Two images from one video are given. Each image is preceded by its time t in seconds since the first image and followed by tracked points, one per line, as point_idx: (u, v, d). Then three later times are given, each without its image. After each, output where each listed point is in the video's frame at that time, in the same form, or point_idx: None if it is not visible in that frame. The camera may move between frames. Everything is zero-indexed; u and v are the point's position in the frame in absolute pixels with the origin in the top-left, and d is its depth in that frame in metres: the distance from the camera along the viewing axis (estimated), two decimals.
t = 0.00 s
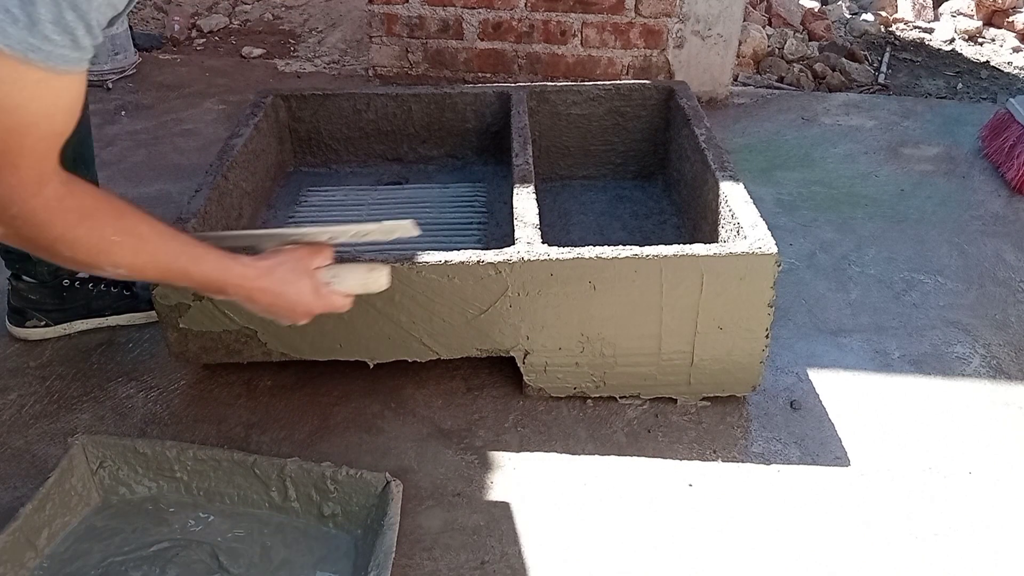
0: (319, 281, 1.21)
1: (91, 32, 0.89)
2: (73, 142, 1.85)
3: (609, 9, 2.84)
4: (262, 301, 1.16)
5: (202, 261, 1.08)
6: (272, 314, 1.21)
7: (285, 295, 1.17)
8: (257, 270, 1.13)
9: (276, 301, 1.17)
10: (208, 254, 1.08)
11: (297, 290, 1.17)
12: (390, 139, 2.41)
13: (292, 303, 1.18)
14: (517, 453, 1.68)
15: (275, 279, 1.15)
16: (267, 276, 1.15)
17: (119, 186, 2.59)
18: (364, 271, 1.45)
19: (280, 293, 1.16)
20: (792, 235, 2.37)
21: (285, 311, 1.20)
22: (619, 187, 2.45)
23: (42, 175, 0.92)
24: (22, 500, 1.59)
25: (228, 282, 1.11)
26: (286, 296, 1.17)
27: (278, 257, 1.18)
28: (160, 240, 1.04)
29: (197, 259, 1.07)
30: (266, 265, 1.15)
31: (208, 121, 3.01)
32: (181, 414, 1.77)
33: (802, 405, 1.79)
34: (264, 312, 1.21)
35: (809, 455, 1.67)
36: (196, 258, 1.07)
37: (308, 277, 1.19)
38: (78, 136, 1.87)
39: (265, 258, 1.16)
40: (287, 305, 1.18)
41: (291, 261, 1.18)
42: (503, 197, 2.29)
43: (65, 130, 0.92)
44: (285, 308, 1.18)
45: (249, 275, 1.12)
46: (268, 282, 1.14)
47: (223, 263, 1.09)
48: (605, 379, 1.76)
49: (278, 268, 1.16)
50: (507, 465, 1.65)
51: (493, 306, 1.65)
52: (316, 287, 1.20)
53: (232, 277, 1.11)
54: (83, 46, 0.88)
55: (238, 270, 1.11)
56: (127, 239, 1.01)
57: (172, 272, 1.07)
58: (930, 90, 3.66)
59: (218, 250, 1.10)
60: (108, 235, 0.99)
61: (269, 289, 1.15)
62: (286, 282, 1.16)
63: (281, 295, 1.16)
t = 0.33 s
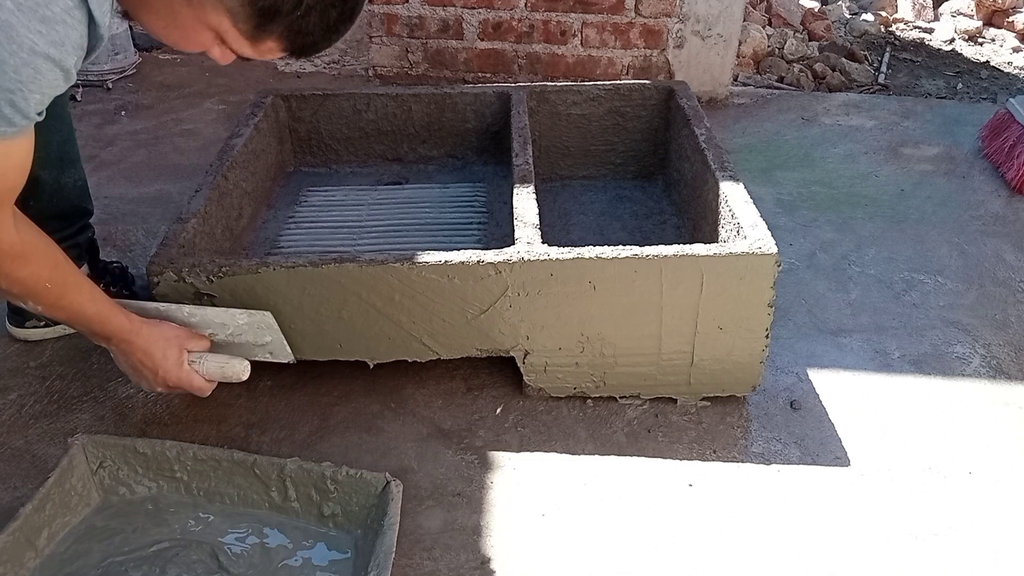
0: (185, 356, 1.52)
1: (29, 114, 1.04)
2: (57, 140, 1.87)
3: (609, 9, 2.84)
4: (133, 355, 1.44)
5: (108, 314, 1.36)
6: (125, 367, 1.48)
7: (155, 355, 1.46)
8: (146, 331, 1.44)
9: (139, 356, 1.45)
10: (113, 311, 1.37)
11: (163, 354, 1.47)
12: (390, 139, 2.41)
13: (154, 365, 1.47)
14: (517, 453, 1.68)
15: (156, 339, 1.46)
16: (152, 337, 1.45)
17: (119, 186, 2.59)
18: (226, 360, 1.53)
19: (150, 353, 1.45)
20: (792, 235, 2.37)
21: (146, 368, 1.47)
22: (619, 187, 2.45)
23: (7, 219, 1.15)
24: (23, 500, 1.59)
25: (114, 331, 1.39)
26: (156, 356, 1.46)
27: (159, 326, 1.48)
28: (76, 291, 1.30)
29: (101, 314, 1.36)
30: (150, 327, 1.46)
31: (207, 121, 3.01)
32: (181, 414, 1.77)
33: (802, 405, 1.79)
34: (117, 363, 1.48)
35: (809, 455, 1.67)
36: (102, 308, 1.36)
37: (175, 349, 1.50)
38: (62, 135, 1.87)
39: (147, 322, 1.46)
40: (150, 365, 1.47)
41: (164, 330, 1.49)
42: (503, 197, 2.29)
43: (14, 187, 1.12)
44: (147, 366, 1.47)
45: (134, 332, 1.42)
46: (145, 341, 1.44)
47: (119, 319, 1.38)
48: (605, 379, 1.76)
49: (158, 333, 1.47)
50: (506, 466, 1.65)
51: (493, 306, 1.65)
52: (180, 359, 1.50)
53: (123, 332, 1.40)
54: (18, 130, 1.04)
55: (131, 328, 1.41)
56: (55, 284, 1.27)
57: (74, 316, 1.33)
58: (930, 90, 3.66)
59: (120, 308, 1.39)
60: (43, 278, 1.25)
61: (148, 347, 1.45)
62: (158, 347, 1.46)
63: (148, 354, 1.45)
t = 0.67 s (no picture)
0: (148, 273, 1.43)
1: None
2: (54, 139, 1.87)
3: (609, 9, 2.84)
4: (92, 277, 1.38)
5: (40, 238, 1.32)
6: (95, 297, 1.43)
7: (113, 273, 1.39)
8: (94, 248, 1.37)
9: (97, 278, 1.39)
10: (49, 234, 1.33)
11: (123, 271, 1.39)
12: (390, 139, 2.41)
13: (117, 284, 1.39)
14: (517, 453, 1.68)
15: (108, 255, 1.38)
16: (104, 253, 1.38)
17: (119, 186, 2.59)
18: (191, 276, 1.46)
19: (106, 271, 1.38)
20: (792, 235, 2.37)
21: (111, 291, 1.41)
22: (619, 187, 2.45)
23: None
24: (23, 500, 1.59)
25: (55, 254, 1.34)
26: (114, 273, 1.39)
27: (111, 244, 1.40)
28: None
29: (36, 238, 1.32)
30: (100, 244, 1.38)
31: (208, 121, 3.01)
32: (181, 414, 1.77)
33: (802, 405, 1.79)
34: (88, 295, 1.43)
35: (809, 455, 1.67)
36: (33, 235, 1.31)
37: (135, 264, 1.41)
38: (59, 134, 1.89)
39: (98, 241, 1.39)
40: (113, 285, 1.39)
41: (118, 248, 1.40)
42: (503, 197, 2.29)
43: None
44: (110, 288, 1.40)
45: (82, 252, 1.36)
46: (98, 259, 1.37)
47: (56, 241, 1.33)
48: (605, 379, 1.76)
49: (111, 249, 1.39)
50: (507, 466, 1.65)
51: (493, 306, 1.65)
52: (140, 274, 1.41)
53: (68, 252, 1.35)
54: None
55: (74, 248, 1.35)
56: None
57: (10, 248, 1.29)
58: (931, 90, 3.66)
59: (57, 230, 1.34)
60: None
61: (99, 265, 1.37)
62: (113, 264, 1.38)
63: (105, 275, 1.38)
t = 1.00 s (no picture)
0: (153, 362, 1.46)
1: None
2: (55, 145, 1.87)
3: (609, 9, 2.84)
4: (106, 353, 1.34)
5: (77, 311, 1.25)
6: (91, 363, 1.37)
7: (126, 357, 1.36)
8: (122, 333, 1.33)
9: (109, 356, 1.35)
10: (85, 307, 1.26)
11: (138, 359, 1.38)
12: (390, 139, 2.41)
13: (124, 369, 1.38)
14: (517, 453, 1.68)
15: (133, 342, 1.36)
16: (129, 339, 1.35)
17: (119, 186, 2.59)
18: (184, 386, 1.60)
19: (122, 355, 1.36)
20: (792, 235, 2.37)
21: (115, 370, 1.38)
22: (619, 187, 2.45)
23: None
24: (22, 501, 1.59)
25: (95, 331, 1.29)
26: (127, 359, 1.37)
27: (140, 329, 1.38)
28: (63, 291, 1.22)
29: (75, 312, 1.25)
30: (129, 329, 1.35)
31: (207, 121, 3.01)
32: (181, 414, 1.77)
33: (802, 405, 1.79)
34: (88, 359, 1.37)
35: (809, 455, 1.67)
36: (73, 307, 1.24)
37: (150, 355, 1.41)
38: (59, 139, 1.88)
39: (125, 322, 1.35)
40: (119, 367, 1.37)
41: (149, 335, 1.41)
42: (503, 197, 2.29)
43: None
44: (118, 368, 1.37)
45: (113, 331, 1.32)
46: (116, 343, 1.33)
47: (97, 319, 1.28)
48: (605, 379, 1.76)
49: (136, 335, 1.36)
50: (507, 466, 1.65)
51: (492, 306, 1.65)
52: (149, 367, 1.42)
53: (96, 329, 1.29)
54: None
55: (102, 327, 1.29)
56: (32, 283, 1.17)
57: (49, 314, 1.22)
58: (931, 90, 3.66)
59: (96, 307, 1.28)
60: (16, 275, 1.14)
61: (119, 349, 1.34)
62: (135, 351, 1.37)
63: (118, 356, 1.35)
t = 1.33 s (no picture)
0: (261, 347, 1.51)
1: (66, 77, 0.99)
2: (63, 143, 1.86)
3: (609, 9, 2.84)
4: (223, 338, 1.41)
5: (189, 297, 1.32)
6: (209, 352, 1.45)
7: (238, 340, 1.43)
8: (234, 317, 1.40)
9: (224, 341, 1.42)
10: (197, 294, 1.33)
11: (251, 343, 1.45)
12: (390, 139, 2.41)
13: (240, 355, 1.45)
14: (517, 453, 1.68)
15: (245, 327, 1.43)
16: (241, 324, 1.42)
17: (119, 186, 2.59)
18: (291, 373, 1.59)
19: (237, 341, 1.43)
20: (792, 235, 2.37)
21: (231, 355, 1.45)
22: (619, 187, 2.45)
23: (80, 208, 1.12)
24: (23, 500, 1.59)
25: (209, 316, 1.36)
26: (241, 344, 1.43)
27: (250, 314, 1.45)
28: (176, 279, 1.29)
29: (188, 298, 1.32)
30: (240, 314, 1.42)
31: (207, 121, 3.01)
32: (181, 414, 1.77)
33: (802, 405, 1.79)
34: (206, 348, 1.45)
35: (809, 455, 1.67)
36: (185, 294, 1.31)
37: (262, 339, 1.47)
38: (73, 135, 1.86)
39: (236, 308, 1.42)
40: (235, 352, 1.44)
41: (259, 320, 1.47)
42: (503, 197, 2.29)
43: (79, 160, 1.07)
44: (234, 352, 1.44)
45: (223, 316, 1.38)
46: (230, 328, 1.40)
47: (208, 305, 1.35)
48: (604, 379, 1.76)
49: (247, 319, 1.43)
50: (507, 466, 1.65)
51: (493, 305, 1.65)
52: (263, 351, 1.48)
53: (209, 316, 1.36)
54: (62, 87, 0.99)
55: (214, 312, 1.36)
56: (147, 270, 1.24)
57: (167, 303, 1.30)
58: (930, 90, 3.66)
59: (208, 293, 1.35)
60: (133, 265, 1.21)
61: (233, 334, 1.41)
62: (247, 336, 1.43)
63: (232, 340, 1.42)
